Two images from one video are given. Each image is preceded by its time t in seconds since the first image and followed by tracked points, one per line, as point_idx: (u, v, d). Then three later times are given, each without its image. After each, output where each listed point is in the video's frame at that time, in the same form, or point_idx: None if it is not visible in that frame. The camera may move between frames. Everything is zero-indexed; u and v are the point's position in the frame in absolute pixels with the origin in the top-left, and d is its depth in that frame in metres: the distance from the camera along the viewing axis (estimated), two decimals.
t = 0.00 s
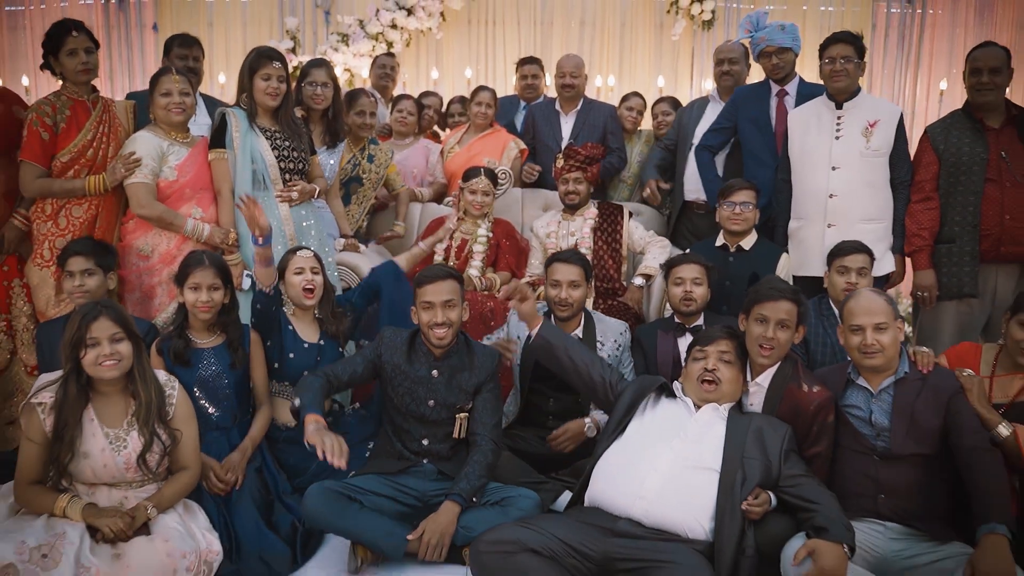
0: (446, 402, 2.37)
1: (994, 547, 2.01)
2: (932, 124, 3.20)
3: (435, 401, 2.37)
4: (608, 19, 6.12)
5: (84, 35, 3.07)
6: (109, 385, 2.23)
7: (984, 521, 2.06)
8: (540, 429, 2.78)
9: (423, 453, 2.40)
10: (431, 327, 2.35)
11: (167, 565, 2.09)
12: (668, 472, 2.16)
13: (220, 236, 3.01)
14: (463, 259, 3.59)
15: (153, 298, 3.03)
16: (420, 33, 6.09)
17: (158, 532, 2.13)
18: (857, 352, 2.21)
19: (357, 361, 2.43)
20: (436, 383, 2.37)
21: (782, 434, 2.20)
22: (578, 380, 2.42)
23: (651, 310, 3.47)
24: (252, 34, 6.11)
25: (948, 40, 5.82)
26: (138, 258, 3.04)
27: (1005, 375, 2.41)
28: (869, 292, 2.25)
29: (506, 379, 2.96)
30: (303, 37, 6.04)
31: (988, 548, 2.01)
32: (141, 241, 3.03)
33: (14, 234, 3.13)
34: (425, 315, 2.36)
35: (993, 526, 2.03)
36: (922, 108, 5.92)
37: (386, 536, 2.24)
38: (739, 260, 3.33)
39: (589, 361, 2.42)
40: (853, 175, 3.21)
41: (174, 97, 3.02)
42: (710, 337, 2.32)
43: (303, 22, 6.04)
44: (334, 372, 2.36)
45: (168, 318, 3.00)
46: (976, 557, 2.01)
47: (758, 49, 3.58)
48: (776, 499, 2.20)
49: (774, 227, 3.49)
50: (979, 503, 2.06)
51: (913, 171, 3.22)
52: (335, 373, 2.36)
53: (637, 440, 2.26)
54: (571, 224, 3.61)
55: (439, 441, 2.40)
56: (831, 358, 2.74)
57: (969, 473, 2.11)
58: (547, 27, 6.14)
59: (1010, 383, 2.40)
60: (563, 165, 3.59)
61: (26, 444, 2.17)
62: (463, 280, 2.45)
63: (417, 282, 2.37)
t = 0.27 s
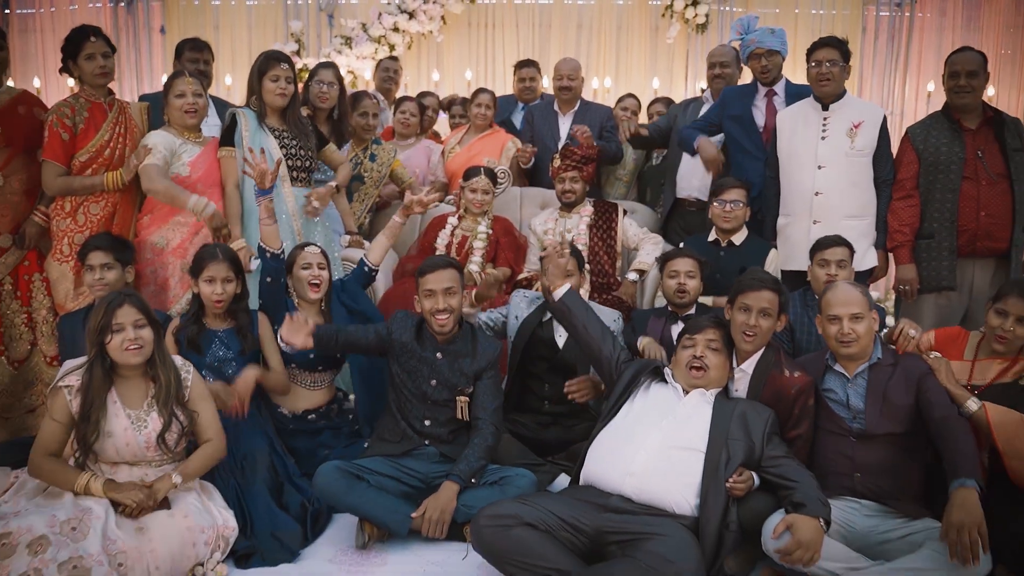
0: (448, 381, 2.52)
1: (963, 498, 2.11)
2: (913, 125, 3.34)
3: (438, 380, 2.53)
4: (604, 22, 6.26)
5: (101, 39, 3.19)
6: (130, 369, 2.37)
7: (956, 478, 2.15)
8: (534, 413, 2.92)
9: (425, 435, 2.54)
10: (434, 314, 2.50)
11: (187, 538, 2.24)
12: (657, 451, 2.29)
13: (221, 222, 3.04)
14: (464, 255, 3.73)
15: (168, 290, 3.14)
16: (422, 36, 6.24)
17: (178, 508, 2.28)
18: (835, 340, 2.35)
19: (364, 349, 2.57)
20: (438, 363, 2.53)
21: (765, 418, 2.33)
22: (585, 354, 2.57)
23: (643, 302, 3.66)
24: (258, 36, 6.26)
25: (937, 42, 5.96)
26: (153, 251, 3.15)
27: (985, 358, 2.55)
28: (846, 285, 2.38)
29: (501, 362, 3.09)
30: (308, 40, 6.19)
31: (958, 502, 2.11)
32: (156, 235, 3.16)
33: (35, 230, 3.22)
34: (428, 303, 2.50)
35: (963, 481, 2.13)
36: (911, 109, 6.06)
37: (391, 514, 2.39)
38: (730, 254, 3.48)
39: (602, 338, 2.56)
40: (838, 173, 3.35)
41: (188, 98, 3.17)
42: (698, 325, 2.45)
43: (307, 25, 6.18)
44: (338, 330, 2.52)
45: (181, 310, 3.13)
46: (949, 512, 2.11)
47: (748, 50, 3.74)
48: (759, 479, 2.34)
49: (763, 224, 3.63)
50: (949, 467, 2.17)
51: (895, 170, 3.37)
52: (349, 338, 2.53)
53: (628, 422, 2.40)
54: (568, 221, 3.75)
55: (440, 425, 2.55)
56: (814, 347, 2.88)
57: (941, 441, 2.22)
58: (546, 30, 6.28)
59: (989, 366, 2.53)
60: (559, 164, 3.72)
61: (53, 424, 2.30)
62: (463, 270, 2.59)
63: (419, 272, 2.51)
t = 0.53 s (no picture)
0: (452, 367, 2.65)
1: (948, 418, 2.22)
2: (899, 127, 3.47)
3: (441, 365, 2.65)
4: (602, 25, 6.39)
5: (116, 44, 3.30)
6: (147, 358, 2.49)
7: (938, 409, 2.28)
8: (533, 401, 3.05)
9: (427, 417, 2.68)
10: (436, 305, 2.62)
11: (203, 519, 2.36)
12: (649, 437, 2.40)
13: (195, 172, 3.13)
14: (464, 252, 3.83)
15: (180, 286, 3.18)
16: (423, 39, 6.36)
17: (192, 492, 2.39)
18: (820, 333, 2.47)
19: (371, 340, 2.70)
20: (443, 350, 2.66)
21: (753, 405, 2.45)
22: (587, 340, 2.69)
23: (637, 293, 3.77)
24: (263, 39, 6.38)
25: (928, 44, 6.11)
26: (167, 246, 3.22)
27: (969, 348, 2.63)
28: (831, 280, 2.50)
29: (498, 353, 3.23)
30: (312, 42, 6.33)
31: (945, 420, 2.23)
32: (169, 232, 3.26)
33: (52, 227, 3.35)
34: (430, 293, 2.63)
35: (947, 411, 2.26)
36: (902, 109, 6.19)
37: (397, 496, 2.52)
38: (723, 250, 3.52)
39: (603, 327, 2.68)
40: (827, 172, 3.47)
41: (200, 99, 3.27)
42: (689, 319, 2.56)
43: (312, 28, 6.31)
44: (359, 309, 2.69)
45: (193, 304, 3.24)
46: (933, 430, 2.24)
47: (740, 54, 3.87)
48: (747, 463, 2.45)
49: (756, 221, 3.74)
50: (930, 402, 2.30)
51: (882, 170, 3.49)
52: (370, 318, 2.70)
53: (622, 410, 2.51)
54: (565, 220, 3.87)
55: (442, 411, 2.68)
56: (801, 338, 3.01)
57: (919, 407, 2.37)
58: (545, 32, 6.40)
59: (971, 355, 2.61)
60: (557, 165, 3.84)
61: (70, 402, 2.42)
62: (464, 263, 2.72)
63: (423, 264, 2.64)
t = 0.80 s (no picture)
0: (457, 353, 2.81)
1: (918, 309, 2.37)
2: (884, 131, 3.61)
3: (447, 352, 2.81)
4: (600, 30, 6.54)
5: (132, 51, 3.41)
6: (166, 349, 2.64)
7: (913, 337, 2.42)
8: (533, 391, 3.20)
9: (433, 404, 2.84)
10: (441, 297, 2.79)
11: (221, 500, 2.51)
12: (642, 425, 2.54)
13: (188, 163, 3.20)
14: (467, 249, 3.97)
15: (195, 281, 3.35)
16: (425, 44, 6.51)
17: (210, 476, 2.54)
18: (804, 327, 2.62)
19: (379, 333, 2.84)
20: (447, 337, 2.82)
21: (740, 394, 2.59)
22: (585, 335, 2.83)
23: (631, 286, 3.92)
24: (269, 44, 6.54)
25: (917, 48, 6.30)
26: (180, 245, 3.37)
27: (947, 340, 2.74)
28: (817, 278, 2.64)
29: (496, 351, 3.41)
30: (317, 47, 6.48)
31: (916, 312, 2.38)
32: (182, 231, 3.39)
33: (71, 226, 3.50)
34: (436, 286, 2.79)
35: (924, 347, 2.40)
36: (892, 112, 6.37)
37: (405, 480, 2.69)
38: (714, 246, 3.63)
39: (598, 322, 2.82)
40: (815, 172, 3.62)
41: (214, 103, 3.46)
42: (680, 313, 2.71)
43: (317, 33, 6.48)
44: (366, 288, 2.82)
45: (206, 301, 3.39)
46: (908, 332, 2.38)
47: (729, 59, 4.09)
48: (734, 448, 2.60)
49: (747, 221, 3.89)
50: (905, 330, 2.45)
51: (867, 172, 3.64)
52: (376, 301, 2.83)
53: (616, 399, 2.65)
54: (564, 219, 4.00)
55: (447, 397, 2.85)
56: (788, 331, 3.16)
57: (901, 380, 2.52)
58: (544, 38, 6.56)
59: (950, 347, 2.71)
60: (555, 167, 4.13)
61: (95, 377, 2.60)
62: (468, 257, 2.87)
63: (429, 258, 2.80)
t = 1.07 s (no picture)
0: (460, 341, 2.97)
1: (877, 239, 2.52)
2: (870, 135, 3.76)
3: (451, 340, 2.97)
4: (598, 35, 6.70)
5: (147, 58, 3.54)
6: (184, 344, 2.80)
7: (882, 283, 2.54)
8: (533, 386, 3.38)
9: (439, 394, 3.00)
10: (445, 292, 2.95)
11: (238, 486, 2.67)
12: (634, 415, 2.69)
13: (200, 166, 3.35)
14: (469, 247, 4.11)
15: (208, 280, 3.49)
16: (427, 49, 6.66)
17: (227, 464, 2.69)
18: (791, 324, 2.79)
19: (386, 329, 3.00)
20: (450, 328, 2.98)
21: (727, 385, 2.74)
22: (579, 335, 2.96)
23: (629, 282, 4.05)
24: (275, 50, 6.69)
25: (908, 52, 6.50)
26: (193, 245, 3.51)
27: (925, 335, 2.89)
28: (803, 277, 2.79)
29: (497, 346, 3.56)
30: (322, 52, 6.63)
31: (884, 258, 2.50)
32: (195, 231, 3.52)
33: (89, 227, 3.65)
34: (440, 282, 2.94)
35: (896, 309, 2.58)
36: (884, 116, 6.54)
37: (411, 469, 2.83)
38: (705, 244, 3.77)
39: (592, 323, 2.95)
40: (804, 174, 3.77)
41: (227, 111, 3.66)
42: (672, 310, 2.87)
43: (321, 38, 6.63)
44: (373, 281, 3.01)
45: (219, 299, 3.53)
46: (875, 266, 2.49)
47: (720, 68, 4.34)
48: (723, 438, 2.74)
49: (739, 222, 4.04)
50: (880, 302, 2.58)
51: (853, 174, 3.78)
52: (382, 294, 3.01)
53: (610, 391, 2.80)
54: (563, 220, 4.13)
55: (452, 386, 3.01)
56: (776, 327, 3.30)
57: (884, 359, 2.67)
58: (544, 43, 6.72)
59: (928, 341, 2.86)
60: (556, 169, 4.25)
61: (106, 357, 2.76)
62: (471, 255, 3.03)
63: (433, 255, 2.96)
